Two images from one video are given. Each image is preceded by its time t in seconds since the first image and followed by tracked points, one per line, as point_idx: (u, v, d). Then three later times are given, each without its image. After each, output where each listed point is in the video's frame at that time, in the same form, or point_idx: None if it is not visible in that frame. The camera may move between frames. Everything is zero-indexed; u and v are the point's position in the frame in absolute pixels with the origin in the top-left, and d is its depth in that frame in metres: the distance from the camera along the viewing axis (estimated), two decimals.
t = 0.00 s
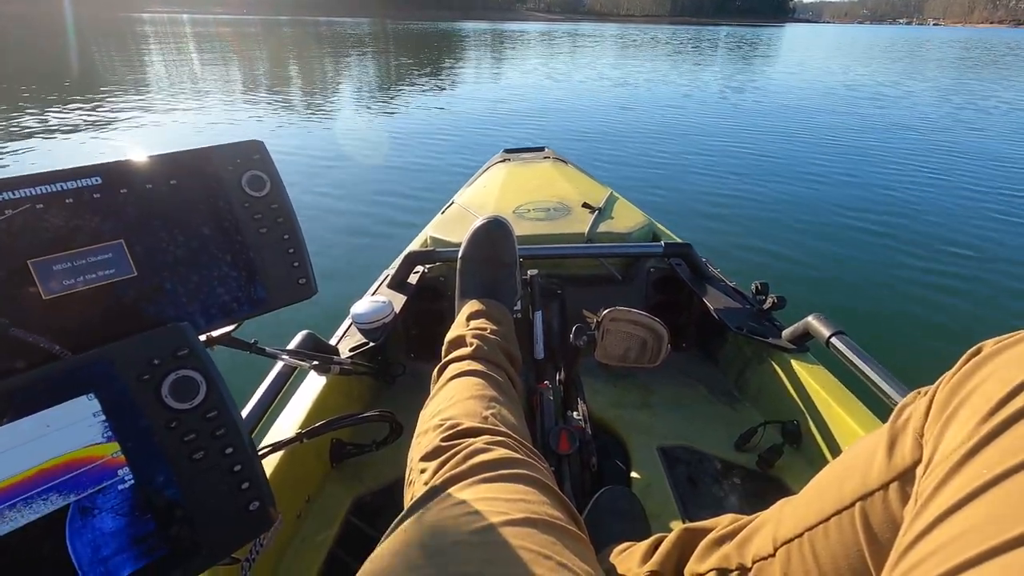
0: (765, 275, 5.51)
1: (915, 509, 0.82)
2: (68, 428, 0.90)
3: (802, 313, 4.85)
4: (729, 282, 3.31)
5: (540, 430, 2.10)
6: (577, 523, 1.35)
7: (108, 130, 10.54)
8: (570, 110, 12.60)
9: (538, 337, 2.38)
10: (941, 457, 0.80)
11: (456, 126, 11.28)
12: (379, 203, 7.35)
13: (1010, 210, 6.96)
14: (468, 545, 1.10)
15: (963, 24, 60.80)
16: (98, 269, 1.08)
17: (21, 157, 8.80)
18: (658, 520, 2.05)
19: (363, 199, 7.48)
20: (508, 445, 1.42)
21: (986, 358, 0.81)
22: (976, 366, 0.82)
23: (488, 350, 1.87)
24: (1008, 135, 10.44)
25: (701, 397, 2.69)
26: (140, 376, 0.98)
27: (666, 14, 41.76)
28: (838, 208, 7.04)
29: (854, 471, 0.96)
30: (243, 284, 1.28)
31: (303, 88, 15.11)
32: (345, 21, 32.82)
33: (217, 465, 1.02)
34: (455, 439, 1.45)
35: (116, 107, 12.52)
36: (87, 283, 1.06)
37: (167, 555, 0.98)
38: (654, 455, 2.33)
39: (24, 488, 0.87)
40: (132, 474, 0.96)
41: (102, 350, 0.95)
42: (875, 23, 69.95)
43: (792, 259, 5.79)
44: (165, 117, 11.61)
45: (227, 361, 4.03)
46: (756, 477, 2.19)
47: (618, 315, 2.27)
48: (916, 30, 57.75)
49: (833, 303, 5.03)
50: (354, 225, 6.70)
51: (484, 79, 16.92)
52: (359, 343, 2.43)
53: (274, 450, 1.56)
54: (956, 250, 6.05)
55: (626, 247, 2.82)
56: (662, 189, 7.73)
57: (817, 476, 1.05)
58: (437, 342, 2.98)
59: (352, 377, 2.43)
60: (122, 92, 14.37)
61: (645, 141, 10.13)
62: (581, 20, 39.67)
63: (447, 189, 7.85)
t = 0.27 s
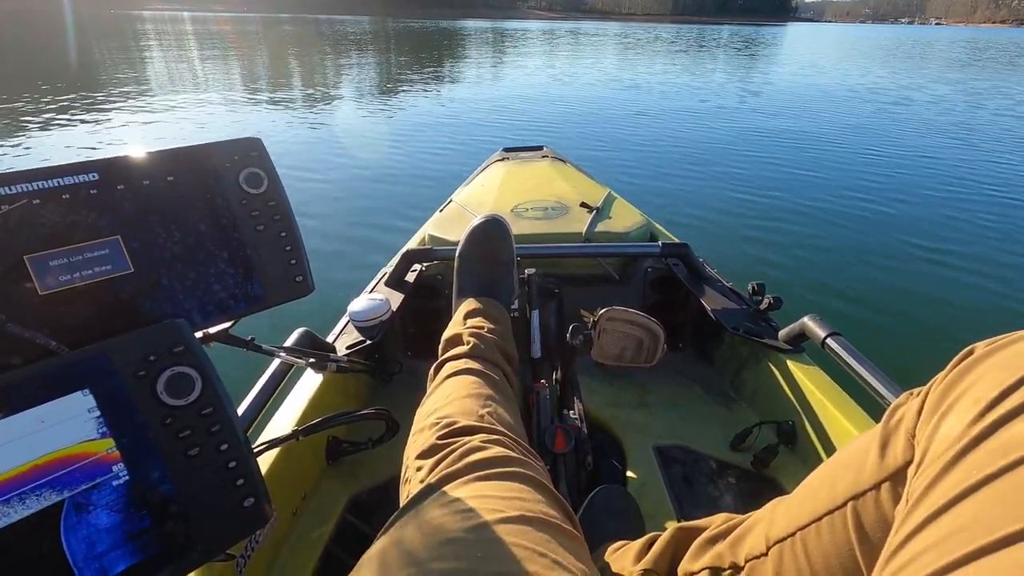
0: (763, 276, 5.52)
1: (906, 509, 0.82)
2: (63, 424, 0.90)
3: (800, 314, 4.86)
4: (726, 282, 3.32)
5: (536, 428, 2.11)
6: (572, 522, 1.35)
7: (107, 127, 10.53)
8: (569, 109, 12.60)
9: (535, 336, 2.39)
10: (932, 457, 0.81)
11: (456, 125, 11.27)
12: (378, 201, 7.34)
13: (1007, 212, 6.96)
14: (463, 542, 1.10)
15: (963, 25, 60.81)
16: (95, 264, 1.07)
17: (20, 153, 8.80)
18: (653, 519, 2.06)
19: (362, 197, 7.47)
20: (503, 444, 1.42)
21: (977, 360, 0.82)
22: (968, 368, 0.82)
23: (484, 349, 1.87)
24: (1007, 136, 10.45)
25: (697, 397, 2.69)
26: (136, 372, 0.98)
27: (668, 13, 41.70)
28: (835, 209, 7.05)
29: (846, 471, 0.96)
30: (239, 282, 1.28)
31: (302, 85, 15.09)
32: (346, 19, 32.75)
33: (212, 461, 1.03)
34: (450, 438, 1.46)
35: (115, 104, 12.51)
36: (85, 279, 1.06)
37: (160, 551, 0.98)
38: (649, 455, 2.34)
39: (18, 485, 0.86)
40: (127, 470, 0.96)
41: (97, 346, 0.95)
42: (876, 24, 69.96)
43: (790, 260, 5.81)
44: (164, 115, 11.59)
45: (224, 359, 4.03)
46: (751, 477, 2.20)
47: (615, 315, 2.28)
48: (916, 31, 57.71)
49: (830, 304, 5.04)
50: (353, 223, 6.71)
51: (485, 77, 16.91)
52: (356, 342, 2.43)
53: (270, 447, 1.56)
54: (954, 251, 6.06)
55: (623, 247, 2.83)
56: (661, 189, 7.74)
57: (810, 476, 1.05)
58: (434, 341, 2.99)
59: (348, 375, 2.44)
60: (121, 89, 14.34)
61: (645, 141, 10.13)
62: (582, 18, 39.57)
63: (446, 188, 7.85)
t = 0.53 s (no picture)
0: (762, 276, 5.53)
1: (903, 510, 0.82)
2: (60, 422, 0.90)
3: (798, 314, 4.86)
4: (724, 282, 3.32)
5: (534, 428, 2.11)
6: (569, 522, 1.35)
7: (107, 125, 10.53)
8: (569, 109, 12.60)
9: (534, 336, 2.39)
10: (931, 458, 0.81)
11: (456, 124, 11.26)
12: (377, 200, 7.34)
13: (1006, 212, 6.96)
14: (461, 542, 1.10)
15: (963, 26, 60.79)
16: (93, 262, 1.07)
17: (20, 151, 8.80)
18: (651, 519, 2.06)
19: (362, 196, 7.47)
20: (500, 443, 1.42)
21: (975, 361, 0.82)
22: (965, 369, 0.82)
23: (483, 348, 1.87)
24: (1005, 136, 10.47)
25: (695, 397, 2.69)
26: (133, 370, 0.98)
27: (669, 13, 41.68)
28: (834, 210, 7.05)
29: (844, 471, 0.96)
30: (237, 280, 1.28)
31: (302, 84, 15.08)
32: (346, 18, 32.72)
33: (210, 460, 1.02)
34: (448, 437, 1.46)
35: (114, 102, 12.50)
36: (82, 276, 1.06)
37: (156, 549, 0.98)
38: (647, 454, 2.34)
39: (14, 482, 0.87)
40: (124, 468, 0.96)
41: (94, 343, 0.95)
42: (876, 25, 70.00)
43: (788, 261, 5.82)
44: (164, 113, 11.59)
45: (223, 357, 4.03)
46: (748, 477, 2.20)
47: (613, 315, 2.28)
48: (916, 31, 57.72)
49: (828, 303, 5.05)
50: (352, 221, 6.71)
51: (485, 76, 16.90)
52: (353, 342, 2.43)
53: (268, 446, 1.56)
54: (952, 251, 6.07)
55: (622, 246, 2.82)
56: (660, 189, 7.74)
57: (808, 476, 1.06)
58: (432, 340, 2.98)
59: (346, 374, 2.43)
60: (121, 87, 14.34)
61: (644, 140, 10.14)
62: (583, 18, 39.55)
63: (445, 187, 7.84)
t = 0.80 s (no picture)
0: (762, 276, 5.53)
1: (902, 511, 0.82)
2: (58, 421, 0.90)
3: (797, 314, 4.87)
4: (723, 282, 3.32)
5: (533, 428, 2.11)
6: (569, 522, 1.35)
7: (106, 124, 10.53)
8: (569, 109, 12.59)
9: (533, 336, 2.39)
10: (929, 458, 0.81)
11: (456, 124, 11.27)
12: (377, 200, 7.34)
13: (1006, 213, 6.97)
14: (460, 542, 1.10)
15: (962, 27, 60.87)
16: (91, 261, 1.07)
17: (18, 151, 8.79)
18: (650, 519, 2.06)
19: (361, 196, 7.47)
20: (500, 443, 1.42)
21: (975, 361, 0.82)
22: (964, 369, 0.82)
23: (482, 348, 1.87)
24: (1005, 137, 10.48)
25: (695, 397, 2.69)
26: (132, 370, 0.98)
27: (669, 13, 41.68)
28: (833, 210, 7.06)
29: (843, 471, 0.96)
30: (236, 280, 1.27)
31: (302, 83, 15.08)
32: (346, 18, 32.72)
33: (209, 459, 1.02)
34: (448, 437, 1.45)
35: (114, 102, 12.49)
36: (80, 276, 1.06)
37: (155, 549, 0.97)
38: (647, 454, 2.34)
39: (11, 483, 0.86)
40: (122, 468, 0.96)
41: (92, 343, 0.95)
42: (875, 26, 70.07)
43: (787, 261, 5.83)
44: (163, 112, 11.59)
45: (222, 356, 4.03)
46: (748, 477, 2.20)
47: (612, 315, 2.28)
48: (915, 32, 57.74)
49: (828, 303, 5.06)
50: (352, 221, 6.71)
51: (485, 76, 16.90)
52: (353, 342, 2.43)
53: (267, 446, 1.56)
54: (951, 251, 6.08)
55: (621, 247, 2.82)
56: (660, 189, 7.75)
57: (806, 476, 1.06)
58: (431, 340, 2.98)
59: (346, 374, 2.43)
60: (121, 86, 14.34)
61: (644, 140, 10.14)
62: (583, 18, 39.54)
63: (445, 187, 7.84)
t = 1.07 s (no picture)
0: (763, 275, 5.52)
1: (904, 512, 0.82)
2: (62, 418, 0.90)
3: (798, 314, 4.87)
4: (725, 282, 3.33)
5: (535, 426, 2.11)
6: (571, 521, 1.36)
7: (107, 118, 10.54)
8: (572, 107, 12.58)
9: (534, 333, 2.39)
10: (932, 460, 0.81)
11: (457, 121, 11.26)
12: (378, 197, 7.35)
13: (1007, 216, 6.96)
14: (462, 540, 1.10)
15: (965, 28, 60.77)
16: (95, 258, 1.07)
17: (21, 143, 8.79)
18: (650, 517, 2.06)
19: (362, 192, 7.47)
20: (502, 443, 1.43)
21: (978, 363, 0.82)
22: (967, 373, 0.83)
23: (484, 346, 1.87)
24: (1008, 140, 10.48)
25: (696, 397, 2.70)
26: (137, 367, 0.98)
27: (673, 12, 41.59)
28: (834, 210, 7.05)
29: (846, 473, 0.97)
30: (240, 277, 1.28)
31: (305, 79, 15.06)
32: (349, 14, 32.65)
33: (212, 457, 1.03)
34: (451, 436, 1.46)
35: (115, 95, 12.48)
36: (84, 273, 1.06)
37: (158, 545, 0.98)
38: (647, 453, 2.35)
39: (14, 480, 0.87)
40: (126, 465, 0.96)
41: (96, 340, 0.95)
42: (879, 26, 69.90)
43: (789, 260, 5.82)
44: (165, 106, 11.59)
45: (224, 352, 4.04)
46: (748, 477, 2.21)
47: (615, 313, 2.28)
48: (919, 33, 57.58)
49: (829, 304, 5.06)
50: (354, 218, 6.71)
51: (487, 73, 16.88)
52: (355, 338, 2.44)
53: (270, 442, 1.56)
54: (953, 253, 6.08)
55: (623, 245, 2.82)
56: (661, 187, 7.75)
57: (808, 477, 1.06)
58: (433, 337, 2.99)
59: (347, 371, 2.44)
60: (123, 80, 14.33)
61: (646, 139, 10.12)
62: (586, 16, 39.44)
63: (446, 184, 7.84)
